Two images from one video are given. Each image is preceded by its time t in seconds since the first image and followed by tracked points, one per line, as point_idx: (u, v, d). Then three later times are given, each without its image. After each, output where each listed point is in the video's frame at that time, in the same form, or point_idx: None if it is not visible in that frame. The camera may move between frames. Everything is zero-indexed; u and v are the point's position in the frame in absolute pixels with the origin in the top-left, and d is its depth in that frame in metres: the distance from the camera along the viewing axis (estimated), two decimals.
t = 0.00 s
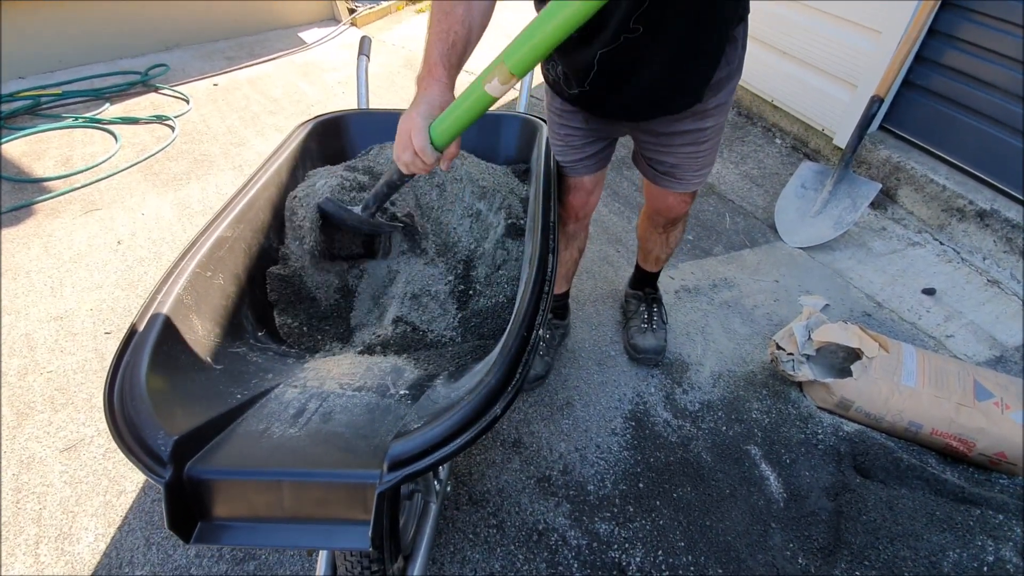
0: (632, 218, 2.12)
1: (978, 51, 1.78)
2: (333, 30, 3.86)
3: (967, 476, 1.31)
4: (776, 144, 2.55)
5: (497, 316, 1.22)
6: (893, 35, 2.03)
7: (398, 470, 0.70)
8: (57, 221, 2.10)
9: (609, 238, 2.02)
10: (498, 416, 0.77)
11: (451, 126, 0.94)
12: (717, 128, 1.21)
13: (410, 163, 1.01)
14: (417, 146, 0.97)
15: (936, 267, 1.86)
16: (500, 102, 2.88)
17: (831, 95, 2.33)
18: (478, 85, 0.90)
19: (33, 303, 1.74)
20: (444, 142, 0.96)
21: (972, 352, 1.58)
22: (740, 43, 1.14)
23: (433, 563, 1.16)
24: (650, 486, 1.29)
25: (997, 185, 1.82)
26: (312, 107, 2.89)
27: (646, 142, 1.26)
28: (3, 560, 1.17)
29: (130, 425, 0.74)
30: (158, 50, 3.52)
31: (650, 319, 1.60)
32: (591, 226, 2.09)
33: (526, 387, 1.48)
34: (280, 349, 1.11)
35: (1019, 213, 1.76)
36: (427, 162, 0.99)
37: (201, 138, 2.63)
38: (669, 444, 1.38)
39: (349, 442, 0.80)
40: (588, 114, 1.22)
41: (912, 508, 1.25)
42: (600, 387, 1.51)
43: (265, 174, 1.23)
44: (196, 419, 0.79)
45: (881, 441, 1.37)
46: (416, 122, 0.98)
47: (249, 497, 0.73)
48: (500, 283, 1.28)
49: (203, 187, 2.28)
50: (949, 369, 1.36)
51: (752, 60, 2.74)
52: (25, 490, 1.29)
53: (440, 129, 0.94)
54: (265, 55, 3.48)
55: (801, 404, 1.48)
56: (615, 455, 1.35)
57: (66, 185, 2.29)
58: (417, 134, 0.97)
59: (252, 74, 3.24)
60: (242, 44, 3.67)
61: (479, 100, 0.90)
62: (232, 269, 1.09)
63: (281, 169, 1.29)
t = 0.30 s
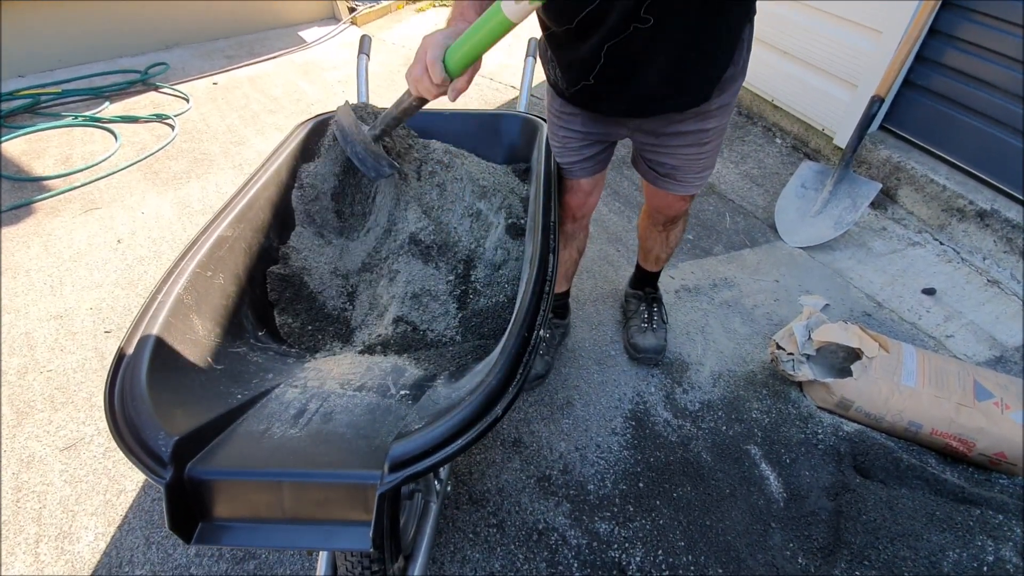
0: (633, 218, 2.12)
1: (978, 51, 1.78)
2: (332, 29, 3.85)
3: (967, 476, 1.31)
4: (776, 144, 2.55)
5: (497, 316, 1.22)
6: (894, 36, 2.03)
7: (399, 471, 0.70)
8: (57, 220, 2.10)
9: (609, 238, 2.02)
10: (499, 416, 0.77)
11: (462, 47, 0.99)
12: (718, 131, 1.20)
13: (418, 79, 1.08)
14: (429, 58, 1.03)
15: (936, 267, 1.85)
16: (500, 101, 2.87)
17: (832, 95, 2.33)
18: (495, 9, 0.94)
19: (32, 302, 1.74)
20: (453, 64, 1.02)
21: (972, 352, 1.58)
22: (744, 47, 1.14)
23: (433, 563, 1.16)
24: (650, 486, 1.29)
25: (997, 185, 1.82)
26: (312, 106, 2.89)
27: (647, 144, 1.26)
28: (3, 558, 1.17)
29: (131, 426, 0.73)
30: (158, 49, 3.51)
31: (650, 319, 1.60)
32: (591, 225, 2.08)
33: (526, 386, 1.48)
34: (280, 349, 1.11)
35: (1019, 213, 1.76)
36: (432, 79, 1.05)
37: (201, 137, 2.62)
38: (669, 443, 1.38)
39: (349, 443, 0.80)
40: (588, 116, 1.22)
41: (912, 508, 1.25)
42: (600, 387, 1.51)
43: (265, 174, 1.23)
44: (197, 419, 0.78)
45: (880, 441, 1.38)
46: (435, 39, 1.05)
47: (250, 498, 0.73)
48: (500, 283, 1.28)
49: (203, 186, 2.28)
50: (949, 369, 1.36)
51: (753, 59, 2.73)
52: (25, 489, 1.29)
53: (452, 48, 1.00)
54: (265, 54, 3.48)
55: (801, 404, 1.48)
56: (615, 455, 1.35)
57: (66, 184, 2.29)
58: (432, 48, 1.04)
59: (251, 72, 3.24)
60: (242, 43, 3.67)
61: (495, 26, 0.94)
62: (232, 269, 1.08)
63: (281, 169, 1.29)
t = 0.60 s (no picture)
0: (633, 218, 2.12)
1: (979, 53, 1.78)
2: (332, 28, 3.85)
3: (967, 477, 1.31)
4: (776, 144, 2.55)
5: (497, 317, 1.22)
6: (895, 35, 2.03)
7: (401, 475, 0.70)
8: (57, 220, 2.09)
9: (610, 238, 2.02)
10: (501, 420, 0.77)
11: None
12: (722, 138, 1.20)
13: (456, 31, 1.01)
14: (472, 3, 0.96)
15: (936, 268, 1.86)
16: (500, 101, 2.87)
17: (832, 95, 2.33)
18: None
19: (32, 302, 1.74)
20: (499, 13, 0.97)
21: (973, 353, 1.58)
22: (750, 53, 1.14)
23: (433, 564, 1.16)
24: (650, 487, 1.29)
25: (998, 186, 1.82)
26: (312, 106, 2.88)
27: (648, 148, 1.26)
28: (3, 559, 1.17)
29: (132, 428, 0.73)
30: (158, 48, 3.51)
31: (651, 319, 1.60)
32: (591, 225, 2.08)
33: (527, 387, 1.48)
34: (280, 350, 1.11)
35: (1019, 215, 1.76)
36: (475, 31, 0.99)
37: (201, 136, 2.62)
38: (670, 444, 1.38)
39: (350, 444, 0.80)
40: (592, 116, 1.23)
41: (913, 509, 1.25)
42: (600, 387, 1.51)
43: (266, 174, 1.23)
44: (198, 421, 0.78)
45: (881, 442, 1.38)
46: None
47: (251, 500, 0.72)
48: (501, 284, 1.28)
49: (203, 186, 2.28)
50: (949, 370, 1.36)
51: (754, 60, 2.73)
52: (25, 490, 1.28)
53: None
54: (266, 54, 3.47)
55: (801, 405, 1.48)
56: (616, 456, 1.35)
57: (66, 184, 2.29)
58: None
59: (252, 72, 3.23)
60: (242, 42, 3.67)
61: None
62: (233, 270, 1.08)
63: (282, 169, 1.29)
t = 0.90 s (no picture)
0: (633, 219, 2.12)
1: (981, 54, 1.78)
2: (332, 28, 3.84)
3: (968, 479, 1.31)
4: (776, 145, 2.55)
5: (498, 318, 1.22)
6: (897, 35, 2.02)
7: (402, 477, 0.70)
8: (56, 219, 2.09)
9: (610, 239, 2.02)
10: (503, 421, 0.77)
11: (515, 59, 0.76)
12: (720, 127, 1.21)
13: (470, 138, 0.79)
14: (477, 104, 0.76)
15: (936, 269, 1.86)
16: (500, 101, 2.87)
17: (833, 96, 2.33)
18: None
19: (31, 302, 1.74)
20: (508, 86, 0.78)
21: (973, 355, 1.58)
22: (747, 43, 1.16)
23: (433, 565, 1.16)
24: (650, 488, 1.29)
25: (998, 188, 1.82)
26: (312, 105, 2.88)
27: (648, 143, 1.26)
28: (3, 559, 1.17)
29: (132, 431, 0.73)
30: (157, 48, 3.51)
31: (651, 320, 1.60)
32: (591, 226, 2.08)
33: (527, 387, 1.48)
34: (280, 351, 1.11)
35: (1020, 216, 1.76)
36: (491, 124, 0.78)
37: (201, 136, 2.62)
38: (670, 445, 1.38)
39: (351, 447, 0.80)
40: (594, 116, 1.22)
41: (913, 511, 1.25)
42: (600, 388, 1.51)
43: (266, 174, 1.23)
44: (199, 424, 0.78)
45: (881, 443, 1.38)
46: (462, 81, 0.79)
47: (251, 503, 0.72)
48: (501, 285, 1.28)
49: (203, 186, 2.28)
50: (949, 371, 1.36)
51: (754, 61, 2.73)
52: (24, 490, 1.28)
53: (505, 69, 0.76)
54: (265, 53, 3.47)
55: (802, 406, 1.48)
56: (616, 457, 1.35)
57: (65, 183, 2.28)
58: (472, 90, 0.77)
59: (251, 71, 3.23)
60: (242, 42, 3.66)
61: None
62: (233, 271, 1.08)
63: (282, 170, 1.29)
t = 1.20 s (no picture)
0: (633, 219, 2.11)
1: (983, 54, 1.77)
2: (332, 27, 3.84)
3: (968, 479, 1.31)
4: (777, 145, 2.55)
5: (499, 317, 1.22)
6: (898, 35, 2.02)
7: (401, 477, 0.69)
8: (55, 218, 2.09)
9: (610, 239, 2.02)
10: (502, 420, 0.77)
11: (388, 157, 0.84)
12: (718, 121, 1.20)
13: (365, 220, 0.92)
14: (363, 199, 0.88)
15: (936, 269, 1.86)
16: (501, 101, 2.87)
17: (834, 96, 2.32)
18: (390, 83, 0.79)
19: (30, 301, 1.73)
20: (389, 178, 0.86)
21: (974, 355, 1.58)
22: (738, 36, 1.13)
23: (433, 564, 1.16)
24: (650, 488, 1.29)
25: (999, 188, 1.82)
26: (312, 104, 2.88)
27: (649, 140, 1.26)
28: (2, 559, 1.16)
29: (131, 429, 0.73)
30: (157, 46, 3.50)
31: (652, 320, 1.60)
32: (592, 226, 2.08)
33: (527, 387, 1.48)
34: (280, 350, 1.11)
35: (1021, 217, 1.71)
36: (380, 210, 0.88)
37: (200, 135, 2.62)
38: (670, 445, 1.38)
39: (351, 446, 0.80)
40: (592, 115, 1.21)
41: (913, 511, 1.25)
42: (600, 388, 1.51)
43: (266, 172, 1.22)
44: (198, 423, 0.78)
45: (881, 443, 1.38)
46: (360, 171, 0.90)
47: (250, 502, 0.72)
48: (501, 285, 1.28)
49: (203, 185, 2.27)
50: (950, 372, 1.36)
51: (755, 60, 2.73)
52: (23, 489, 1.28)
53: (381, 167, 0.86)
54: (265, 52, 3.46)
55: (802, 406, 1.47)
56: (616, 457, 1.35)
57: (65, 182, 2.28)
58: (360, 187, 0.88)
59: (251, 71, 3.22)
60: (242, 41, 3.65)
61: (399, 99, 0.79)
62: (232, 269, 1.08)
63: (282, 169, 1.28)
